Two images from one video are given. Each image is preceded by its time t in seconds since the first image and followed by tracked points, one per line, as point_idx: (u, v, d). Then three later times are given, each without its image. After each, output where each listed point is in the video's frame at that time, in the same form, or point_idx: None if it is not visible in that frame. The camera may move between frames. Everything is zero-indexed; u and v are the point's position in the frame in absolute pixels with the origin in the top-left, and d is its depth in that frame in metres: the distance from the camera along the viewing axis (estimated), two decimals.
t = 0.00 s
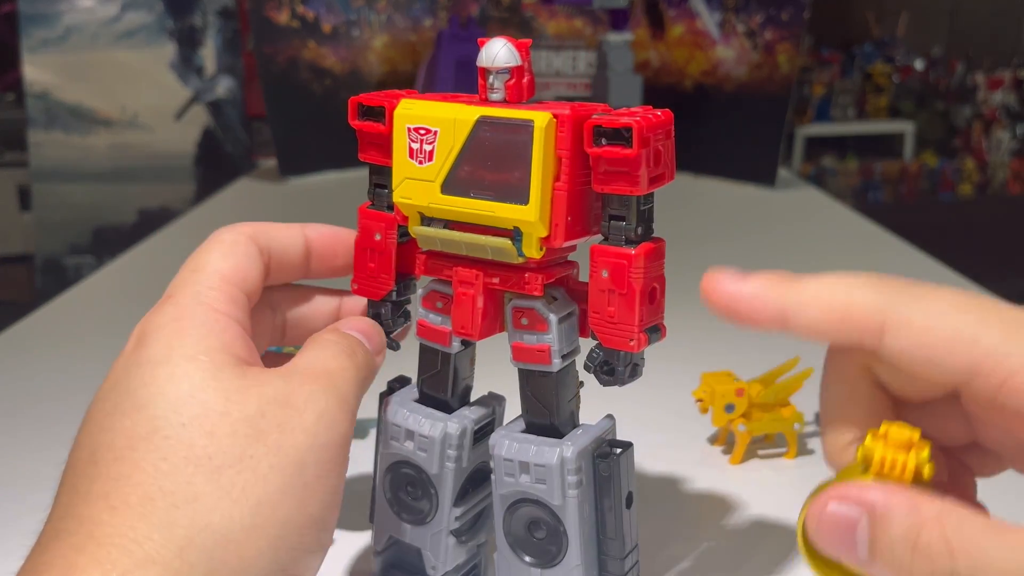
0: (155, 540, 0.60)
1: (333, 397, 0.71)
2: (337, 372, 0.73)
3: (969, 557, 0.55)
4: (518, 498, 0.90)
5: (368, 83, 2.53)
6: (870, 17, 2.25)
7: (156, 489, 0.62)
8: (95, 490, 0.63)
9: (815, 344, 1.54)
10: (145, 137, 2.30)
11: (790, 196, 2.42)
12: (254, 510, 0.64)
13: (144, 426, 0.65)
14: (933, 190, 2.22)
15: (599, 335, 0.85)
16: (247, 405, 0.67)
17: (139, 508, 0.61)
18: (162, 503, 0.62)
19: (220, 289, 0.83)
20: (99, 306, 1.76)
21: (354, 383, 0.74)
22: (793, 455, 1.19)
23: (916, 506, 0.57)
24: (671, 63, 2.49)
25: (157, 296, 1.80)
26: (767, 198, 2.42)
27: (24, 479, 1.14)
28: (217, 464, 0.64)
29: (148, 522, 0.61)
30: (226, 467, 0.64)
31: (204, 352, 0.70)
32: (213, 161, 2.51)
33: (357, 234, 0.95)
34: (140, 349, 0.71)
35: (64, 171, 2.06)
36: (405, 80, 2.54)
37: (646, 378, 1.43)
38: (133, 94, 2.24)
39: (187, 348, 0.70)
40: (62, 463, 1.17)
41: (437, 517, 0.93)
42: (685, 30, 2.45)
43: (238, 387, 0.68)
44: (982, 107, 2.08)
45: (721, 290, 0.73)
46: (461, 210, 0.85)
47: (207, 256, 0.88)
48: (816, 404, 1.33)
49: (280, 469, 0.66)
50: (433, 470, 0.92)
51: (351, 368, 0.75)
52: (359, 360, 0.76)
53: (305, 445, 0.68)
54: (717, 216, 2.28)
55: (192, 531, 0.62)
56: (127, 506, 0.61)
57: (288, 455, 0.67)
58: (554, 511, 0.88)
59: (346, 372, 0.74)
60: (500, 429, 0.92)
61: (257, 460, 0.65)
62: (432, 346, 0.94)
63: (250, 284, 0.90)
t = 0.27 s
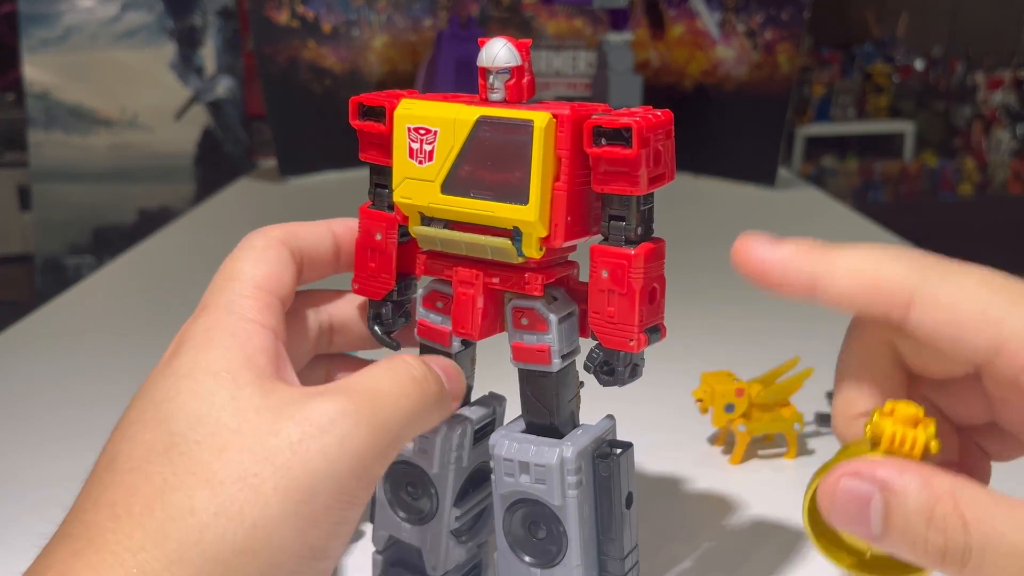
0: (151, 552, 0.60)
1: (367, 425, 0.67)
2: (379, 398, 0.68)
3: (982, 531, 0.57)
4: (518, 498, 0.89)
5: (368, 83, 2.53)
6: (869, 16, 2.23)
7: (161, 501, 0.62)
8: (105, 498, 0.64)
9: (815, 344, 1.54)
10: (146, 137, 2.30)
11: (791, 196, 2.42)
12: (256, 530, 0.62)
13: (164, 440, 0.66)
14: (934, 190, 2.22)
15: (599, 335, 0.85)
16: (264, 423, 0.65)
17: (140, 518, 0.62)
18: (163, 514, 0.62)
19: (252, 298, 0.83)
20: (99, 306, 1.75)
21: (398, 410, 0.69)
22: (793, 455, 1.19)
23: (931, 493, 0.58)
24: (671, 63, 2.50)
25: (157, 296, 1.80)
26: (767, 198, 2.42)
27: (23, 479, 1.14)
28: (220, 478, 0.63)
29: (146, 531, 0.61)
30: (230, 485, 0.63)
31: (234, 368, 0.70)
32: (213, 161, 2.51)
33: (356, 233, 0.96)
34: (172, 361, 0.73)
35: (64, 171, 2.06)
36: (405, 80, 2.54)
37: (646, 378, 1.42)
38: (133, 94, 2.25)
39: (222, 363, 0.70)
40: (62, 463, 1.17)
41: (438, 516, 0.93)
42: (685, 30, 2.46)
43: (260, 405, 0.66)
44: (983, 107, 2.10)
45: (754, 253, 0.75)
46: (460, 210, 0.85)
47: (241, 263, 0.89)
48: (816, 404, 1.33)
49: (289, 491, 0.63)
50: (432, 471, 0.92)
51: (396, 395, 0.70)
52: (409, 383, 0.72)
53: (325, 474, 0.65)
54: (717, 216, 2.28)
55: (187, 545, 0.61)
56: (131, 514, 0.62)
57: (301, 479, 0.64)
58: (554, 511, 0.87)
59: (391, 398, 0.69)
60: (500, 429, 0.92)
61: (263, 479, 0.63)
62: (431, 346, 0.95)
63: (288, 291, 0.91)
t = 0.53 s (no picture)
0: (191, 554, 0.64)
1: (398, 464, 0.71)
2: (415, 441, 0.73)
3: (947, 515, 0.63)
4: (531, 499, 0.89)
5: (368, 83, 2.51)
6: (870, 17, 2.24)
7: (198, 510, 0.66)
8: (138, 499, 0.67)
9: (815, 345, 1.54)
10: (146, 137, 2.30)
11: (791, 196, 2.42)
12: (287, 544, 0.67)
13: (199, 448, 0.69)
14: (933, 190, 2.23)
15: (613, 334, 0.85)
16: (303, 449, 0.69)
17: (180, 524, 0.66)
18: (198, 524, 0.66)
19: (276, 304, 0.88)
20: (99, 307, 1.75)
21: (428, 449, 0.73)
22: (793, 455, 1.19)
23: (865, 476, 0.63)
24: (671, 63, 2.46)
25: (157, 296, 1.80)
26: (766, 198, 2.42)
27: (24, 479, 1.14)
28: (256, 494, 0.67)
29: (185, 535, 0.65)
30: (266, 504, 0.67)
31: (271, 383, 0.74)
32: (213, 161, 2.51)
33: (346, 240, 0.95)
34: (202, 365, 0.76)
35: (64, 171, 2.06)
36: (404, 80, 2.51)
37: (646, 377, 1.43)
38: (132, 94, 2.25)
39: (263, 377, 0.74)
40: (63, 464, 1.17)
41: (441, 524, 0.93)
42: (685, 30, 2.43)
43: (300, 431, 0.70)
44: (982, 107, 2.09)
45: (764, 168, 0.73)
46: (473, 213, 0.84)
47: (261, 265, 0.93)
48: (816, 404, 1.33)
49: (319, 513, 0.68)
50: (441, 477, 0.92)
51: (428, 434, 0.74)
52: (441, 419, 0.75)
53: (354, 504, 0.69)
54: (717, 216, 2.28)
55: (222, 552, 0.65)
56: (166, 518, 0.66)
57: (334, 506, 0.69)
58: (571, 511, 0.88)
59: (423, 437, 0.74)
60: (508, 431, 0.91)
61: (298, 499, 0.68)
62: (430, 352, 0.94)
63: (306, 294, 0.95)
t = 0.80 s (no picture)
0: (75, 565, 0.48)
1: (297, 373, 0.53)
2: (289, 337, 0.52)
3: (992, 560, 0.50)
4: (540, 499, 0.89)
5: (368, 83, 2.52)
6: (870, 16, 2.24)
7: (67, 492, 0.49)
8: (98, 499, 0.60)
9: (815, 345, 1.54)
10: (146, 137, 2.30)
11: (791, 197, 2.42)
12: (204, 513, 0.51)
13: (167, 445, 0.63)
14: (934, 188, 2.20)
15: (620, 332, 0.85)
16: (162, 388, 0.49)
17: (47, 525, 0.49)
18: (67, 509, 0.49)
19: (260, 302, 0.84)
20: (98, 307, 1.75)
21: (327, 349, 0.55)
22: (793, 456, 1.19)
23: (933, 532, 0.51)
24: (671, 64, 2.46)
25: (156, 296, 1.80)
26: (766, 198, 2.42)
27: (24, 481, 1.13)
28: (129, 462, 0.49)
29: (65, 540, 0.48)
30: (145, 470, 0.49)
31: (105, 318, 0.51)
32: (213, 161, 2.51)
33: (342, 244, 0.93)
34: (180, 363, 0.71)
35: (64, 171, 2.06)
36: (404, 80, 2.54)
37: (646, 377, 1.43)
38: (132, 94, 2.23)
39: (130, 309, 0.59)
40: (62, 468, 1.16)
41: (442, 530, 0.93)
42: (685, 30, 2.43)
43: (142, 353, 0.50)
44: (983, 107, 2.10)
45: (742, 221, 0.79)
46: (481, 214, 0.84)
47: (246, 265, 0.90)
48: (816, 404, 1.33)
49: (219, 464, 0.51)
50: (444, 480, 0.92)
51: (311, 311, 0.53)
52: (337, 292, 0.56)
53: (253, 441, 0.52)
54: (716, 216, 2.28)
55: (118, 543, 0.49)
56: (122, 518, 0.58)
57: (231, 442, 0.51)
58: (581, 509, 0.88)
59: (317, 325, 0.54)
60: (514, 432, 0.91)
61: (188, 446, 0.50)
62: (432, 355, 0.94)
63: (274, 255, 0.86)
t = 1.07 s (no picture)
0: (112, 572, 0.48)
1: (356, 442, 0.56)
2: (373, 410, 0.59)
3: (988, 545, 0.56)
4: (540, 499, 0.89)
5: (368, 83, 2.51)
6: (870, 16, 2.24)
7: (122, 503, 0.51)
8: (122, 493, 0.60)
9: (815, 345, 1.54)
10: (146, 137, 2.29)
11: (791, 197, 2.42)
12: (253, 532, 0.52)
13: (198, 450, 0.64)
14: (934, 190, 2.22)
15: (619, 332, 0.85)
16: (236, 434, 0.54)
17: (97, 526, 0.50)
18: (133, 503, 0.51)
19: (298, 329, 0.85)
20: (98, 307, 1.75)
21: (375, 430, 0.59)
22: (793, 456, 1.19)
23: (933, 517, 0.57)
24: (671, 64, 2.46)
25: (157, 296, 1.80)
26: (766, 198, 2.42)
27: (24, 480, 1.13)
28: (193, 477, 0.52)
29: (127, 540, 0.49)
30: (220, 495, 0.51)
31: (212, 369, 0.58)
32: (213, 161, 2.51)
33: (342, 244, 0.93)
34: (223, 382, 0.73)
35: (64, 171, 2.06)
36: (404, 80, 2.52)
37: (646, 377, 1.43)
38: (133, 94, 2.24)
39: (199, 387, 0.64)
40: (63, 467, 1.16)
41: (441, 530, 0.93)
42: (685, 30, 2.43)
43: (250, 398, 0.56)
44: (982, 108, 2.08)
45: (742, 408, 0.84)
46: (482, 214, 0.84)
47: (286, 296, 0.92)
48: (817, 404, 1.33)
49: (274, 500, 0.53)
50: (444, 480, 0.92)
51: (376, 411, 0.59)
52: (415, 403, 0.63)
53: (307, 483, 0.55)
54: (717, 216, 2.28)
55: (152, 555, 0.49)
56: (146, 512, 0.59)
57: (290, 480, 0.53)
58: (580, 510, 0.88)
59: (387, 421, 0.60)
60: (514, 432, 0.91)
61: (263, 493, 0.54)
62: (432, 356, 0.94)
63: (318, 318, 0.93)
